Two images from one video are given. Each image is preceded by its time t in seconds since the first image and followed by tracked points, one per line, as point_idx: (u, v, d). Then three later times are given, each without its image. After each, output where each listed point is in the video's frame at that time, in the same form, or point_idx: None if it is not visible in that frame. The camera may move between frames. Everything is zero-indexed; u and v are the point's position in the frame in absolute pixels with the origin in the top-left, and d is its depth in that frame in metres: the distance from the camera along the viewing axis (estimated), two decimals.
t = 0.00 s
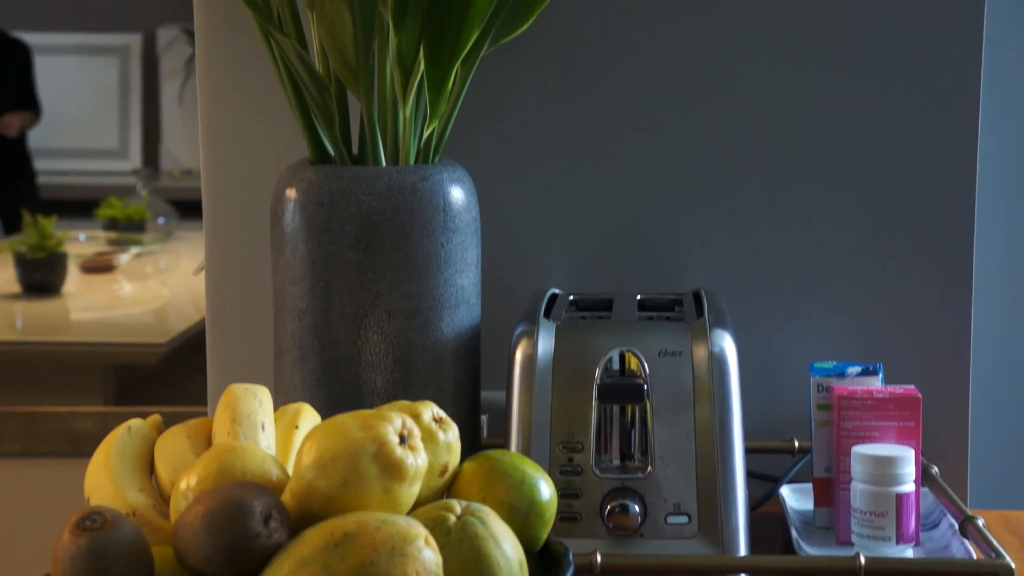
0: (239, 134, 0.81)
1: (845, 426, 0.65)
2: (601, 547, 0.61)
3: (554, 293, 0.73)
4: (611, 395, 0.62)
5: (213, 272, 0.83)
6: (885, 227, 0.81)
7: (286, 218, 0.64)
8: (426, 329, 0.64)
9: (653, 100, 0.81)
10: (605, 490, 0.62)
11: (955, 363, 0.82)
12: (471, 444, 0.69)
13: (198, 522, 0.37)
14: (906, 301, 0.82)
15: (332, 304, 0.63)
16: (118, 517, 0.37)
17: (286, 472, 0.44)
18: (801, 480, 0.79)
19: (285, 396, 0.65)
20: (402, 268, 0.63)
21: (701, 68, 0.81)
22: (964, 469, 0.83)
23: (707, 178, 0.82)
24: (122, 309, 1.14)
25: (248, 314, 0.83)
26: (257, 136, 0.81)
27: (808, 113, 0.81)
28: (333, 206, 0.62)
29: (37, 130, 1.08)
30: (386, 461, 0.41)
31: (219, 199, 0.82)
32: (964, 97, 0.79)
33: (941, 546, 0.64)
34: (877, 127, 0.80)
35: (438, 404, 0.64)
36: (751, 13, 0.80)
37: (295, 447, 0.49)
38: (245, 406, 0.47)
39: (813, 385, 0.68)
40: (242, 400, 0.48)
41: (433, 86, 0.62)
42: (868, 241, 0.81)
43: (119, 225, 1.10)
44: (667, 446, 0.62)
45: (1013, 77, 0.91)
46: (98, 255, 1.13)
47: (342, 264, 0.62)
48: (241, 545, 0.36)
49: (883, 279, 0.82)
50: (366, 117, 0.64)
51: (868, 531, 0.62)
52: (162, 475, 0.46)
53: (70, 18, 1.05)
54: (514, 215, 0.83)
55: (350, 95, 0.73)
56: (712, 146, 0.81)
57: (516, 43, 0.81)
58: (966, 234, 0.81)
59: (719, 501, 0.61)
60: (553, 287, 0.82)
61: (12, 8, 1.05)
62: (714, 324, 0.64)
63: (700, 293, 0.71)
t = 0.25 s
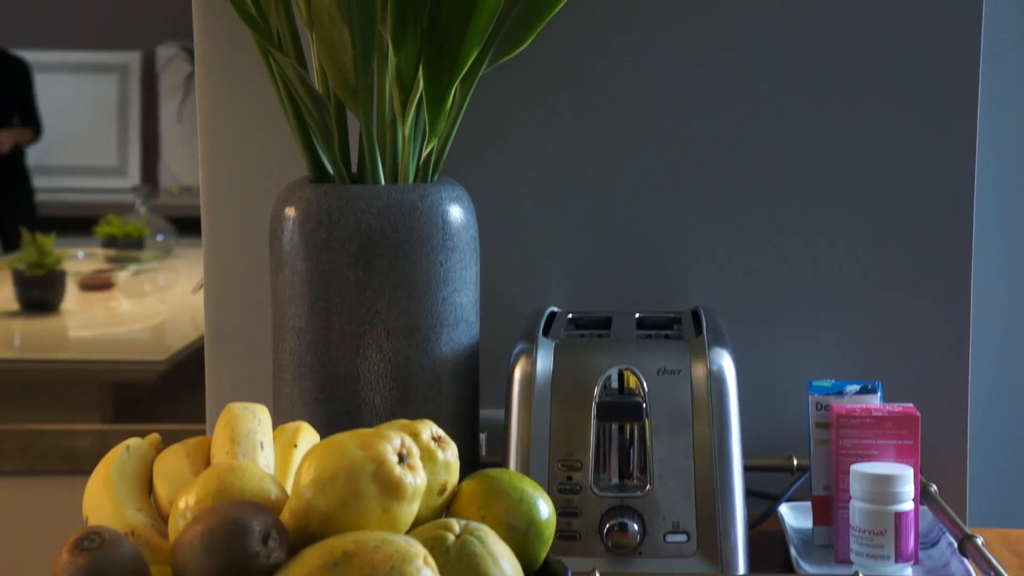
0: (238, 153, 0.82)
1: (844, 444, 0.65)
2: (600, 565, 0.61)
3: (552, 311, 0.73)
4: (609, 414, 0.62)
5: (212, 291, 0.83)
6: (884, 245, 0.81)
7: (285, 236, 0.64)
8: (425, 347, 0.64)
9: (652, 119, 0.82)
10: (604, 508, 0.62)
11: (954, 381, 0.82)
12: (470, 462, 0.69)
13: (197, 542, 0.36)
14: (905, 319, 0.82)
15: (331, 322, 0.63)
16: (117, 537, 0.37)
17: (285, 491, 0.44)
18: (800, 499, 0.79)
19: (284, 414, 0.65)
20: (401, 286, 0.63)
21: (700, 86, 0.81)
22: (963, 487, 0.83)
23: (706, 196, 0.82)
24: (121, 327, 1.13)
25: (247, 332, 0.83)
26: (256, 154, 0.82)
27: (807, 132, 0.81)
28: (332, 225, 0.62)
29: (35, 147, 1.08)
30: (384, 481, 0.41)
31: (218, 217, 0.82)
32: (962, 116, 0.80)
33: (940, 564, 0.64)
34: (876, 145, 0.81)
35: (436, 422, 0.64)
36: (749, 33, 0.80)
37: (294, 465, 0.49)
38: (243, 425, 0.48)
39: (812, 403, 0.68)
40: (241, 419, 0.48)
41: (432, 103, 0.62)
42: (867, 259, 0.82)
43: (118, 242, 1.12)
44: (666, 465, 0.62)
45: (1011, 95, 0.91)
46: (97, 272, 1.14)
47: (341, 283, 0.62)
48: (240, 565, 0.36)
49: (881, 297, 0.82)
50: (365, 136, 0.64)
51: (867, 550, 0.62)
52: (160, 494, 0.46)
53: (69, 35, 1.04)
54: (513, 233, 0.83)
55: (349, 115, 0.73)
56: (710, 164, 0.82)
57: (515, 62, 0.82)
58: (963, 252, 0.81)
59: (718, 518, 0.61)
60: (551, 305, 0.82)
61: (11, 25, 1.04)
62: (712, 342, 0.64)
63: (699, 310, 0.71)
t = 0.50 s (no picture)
0: (237, 167, 0.82)
1: (842, 458, 0.65)
2: None
3: (550, 324, 0.73)
4: (607, 427, 0.62)
5: (210, 305, 0.83)
6: (881, 259, 0.82)
7: (284, 250, 0.64)
8: (423, 361, 0.64)
9: (650, 133, 0.82)
10: (603, 523, 0.61)
11: (952, 395, 0.82)
12: (469, 476, 0.69)
13: (195, 556, 0.37)
14: (902, 333, 0.82)
15: (329, 336, 0.63)
16: (114, 551, 0.37)
17: (284, 505, 0.44)
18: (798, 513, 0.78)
19: (282, 428, 0.65)
20: (399, 300, 0.63)
21: (697, 101, 0.81)
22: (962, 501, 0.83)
23: (703, 210, 0.82)
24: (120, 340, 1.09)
25: (245, 346, 0.83)
26: (255, 168, 0.82)
27: (804, 146, 0.81)
28: (331, 238, 0.62)
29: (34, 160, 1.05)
30: (383, 495, 0.41)
31: (217, 231, 0.82)
32: (959, 130, 0.80)
33: None
34: (873, 159, 0.81)
35: (435, 436, 0.64)
36: (747, 47, 0.80)
37: (292, 480, 0.49)
38: (242, 439, 0.48)
39: (810, 417, 0.68)
40: (240, 433, 0.48)
41: (430, 118, 0.62)
42: (864, 273, 0.82)
43: (118, 255, 1.08)
44: (664, 479, 0.62)
45: (1010, 109, 0.91)
46: (95, 285, 1.09)
47: (340, 297, 0.62)
48: None
49: (879, 311, 0.82)
50: (364, 150, 0.64)
51: (865, 563, 0.62)
52: (159, 508, 0.46)
53: (69, 48, 1.03)
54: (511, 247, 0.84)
55: (348, 129, 0.73)
56: (708, 178, 0.82)
57: (514, 76, 0.82)
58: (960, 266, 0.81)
59: (716, 532, 0.61)
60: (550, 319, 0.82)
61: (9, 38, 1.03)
62: (710, 356, 0.64)
63: (697, 324, 0.71)
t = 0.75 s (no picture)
0: (236, 186, 0.82)
1: (842, 476, 0.65)
2: None
3: (550, 342, 0.74)
4: (607, 446, 0.62)
5: (210, 324, 0.83)
6: (880, 277, 0.82)
7: (284, 269, 0.64)
8: (422, 380, 0.64)
9: (649, 151, 0.82)
10: (603, 541, 0.61)
11: (950, 413, 0.82)
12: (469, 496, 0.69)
13: None
14: (900, 352, 0.82)
15: (329, 355, 0.63)
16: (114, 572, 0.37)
17: (283, 525, 0.44)
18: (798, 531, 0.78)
19: (282, 447, 0.65)
20: (399, 319, 0.63)
21: (694, 120, 0.82)
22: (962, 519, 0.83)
23: (702, 228, 0.82)
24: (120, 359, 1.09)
25: (245, 365, 0.83)
26: (256, 187, 0.82)
27: (803, 164, 0.81)
28: (330, 257, 0.62)
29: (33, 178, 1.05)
30: (383, 515, 0.41)
31: (216, 250, 0.83)
32: (957, 148, 0.80)
33: None
34: (871, 177, 0.81)
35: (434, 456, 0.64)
36: (745, 66, 0.81)
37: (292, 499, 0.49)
38: (242, 459, 0.48)
39: (810, 435, 0.68)
40: (240, 452, 0.48)
41: (430, 138, 0.63)
42: (863, 290, 0.82)
43: (116, 273, 1.07)
44: (664, 497, 0.62)
45: (1010, 126, 0.91)
46: (94, 303, 1.09)
47: (340, 315, 0.62)
48: None
49: (877, 328, 0.82)
50: (364, 169, 0.64)
51: None
52: (159, 528, 0.46)
53: (65, 67, 1.02)
54: (510, 266, 0.84)
55: (348, 149, 0.73)
56: (707, 196, 0.82)
57: (514, 94, 0.82)
58: (958, 284, 0.81)
59: (715, 551, 0.61)
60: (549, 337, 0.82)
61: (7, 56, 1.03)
62: (710, 375, 0.64)
63: (696, 342, 0.71)
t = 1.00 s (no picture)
0: (236, 203, 0.82)
1: (841, 493, 0.65)
2: None
3: (550, 359, 0.74)
4: (606, 462, 0.62)
5: (210, 340, 0.83)
6: (879, 293, 0.82)
7: (284, 286, 0.64)
8: (422, 397, 0.64)
9: (648, 167, 0.82)
10: (602, 558, 0.61)
11: (949, 429, 0.82)
12: (468, 512, 0.69)
13: None
14: (899, 368, 0.82)
15: (329, 372, 0.63)
16: None
17: (283, 542, 0.44)
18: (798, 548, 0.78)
19: (282, 464, 0.65)
20: (399, 336, 0.63)
21: (693, 137, 0.82)
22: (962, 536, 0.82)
23: (701, 244, 0.83)
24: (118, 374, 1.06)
25: (244, 381, 0.83)
26: (255, 204, 0.82)
27: (801, 180, 0.82)
28: (330, 274, 0.62)
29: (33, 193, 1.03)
30: (382, 531, 0.41)
31: (216, 266, 0.83)
32: (955, 164, 0.80)
33: None
34: (869, 192, 0.81)
35: (433, 472, 0.64)
36: (743, 81, 0.81)
37: (292, 516, 0.49)
38: (242, 475, 0.48)
39: (809, 451, 0.68)
40: (239, 469, 0.48)
41: (429, 155, 0.63)
42: (862, 306, 0.82)
43: (116, 289, 1.06)
44: (664, 513, 0.61)
45: (1008, 142, 0.91)
46: (93, 319, 1.07)
47: (339, 332, 0.63)
48: None
49: (877, 344, 0.82)
50: (363, 186, 0.64)
51: None
52: (158, 545, 0.46)
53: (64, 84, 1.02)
54: (509, 282, 0.84)
55: (348, 166, 0.74)
56: (705, 212, 0.82)
57: (513, 110, 0.82)
58: (956, 301, 0.81)
59: (716, 567, 0.60)
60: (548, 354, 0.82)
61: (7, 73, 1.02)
62: (709, 392, 0.64)
63: (695, 359, 0.71)
